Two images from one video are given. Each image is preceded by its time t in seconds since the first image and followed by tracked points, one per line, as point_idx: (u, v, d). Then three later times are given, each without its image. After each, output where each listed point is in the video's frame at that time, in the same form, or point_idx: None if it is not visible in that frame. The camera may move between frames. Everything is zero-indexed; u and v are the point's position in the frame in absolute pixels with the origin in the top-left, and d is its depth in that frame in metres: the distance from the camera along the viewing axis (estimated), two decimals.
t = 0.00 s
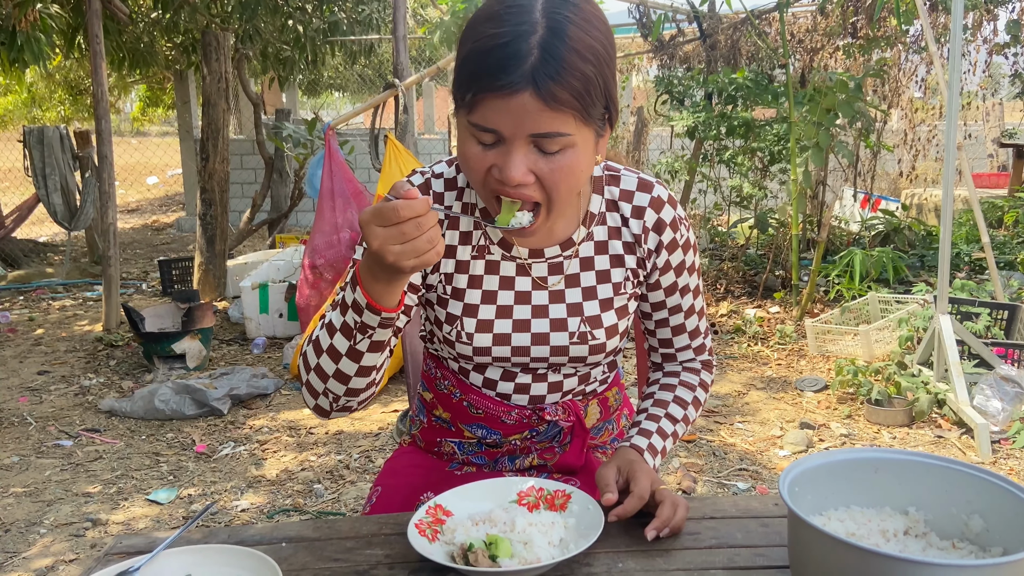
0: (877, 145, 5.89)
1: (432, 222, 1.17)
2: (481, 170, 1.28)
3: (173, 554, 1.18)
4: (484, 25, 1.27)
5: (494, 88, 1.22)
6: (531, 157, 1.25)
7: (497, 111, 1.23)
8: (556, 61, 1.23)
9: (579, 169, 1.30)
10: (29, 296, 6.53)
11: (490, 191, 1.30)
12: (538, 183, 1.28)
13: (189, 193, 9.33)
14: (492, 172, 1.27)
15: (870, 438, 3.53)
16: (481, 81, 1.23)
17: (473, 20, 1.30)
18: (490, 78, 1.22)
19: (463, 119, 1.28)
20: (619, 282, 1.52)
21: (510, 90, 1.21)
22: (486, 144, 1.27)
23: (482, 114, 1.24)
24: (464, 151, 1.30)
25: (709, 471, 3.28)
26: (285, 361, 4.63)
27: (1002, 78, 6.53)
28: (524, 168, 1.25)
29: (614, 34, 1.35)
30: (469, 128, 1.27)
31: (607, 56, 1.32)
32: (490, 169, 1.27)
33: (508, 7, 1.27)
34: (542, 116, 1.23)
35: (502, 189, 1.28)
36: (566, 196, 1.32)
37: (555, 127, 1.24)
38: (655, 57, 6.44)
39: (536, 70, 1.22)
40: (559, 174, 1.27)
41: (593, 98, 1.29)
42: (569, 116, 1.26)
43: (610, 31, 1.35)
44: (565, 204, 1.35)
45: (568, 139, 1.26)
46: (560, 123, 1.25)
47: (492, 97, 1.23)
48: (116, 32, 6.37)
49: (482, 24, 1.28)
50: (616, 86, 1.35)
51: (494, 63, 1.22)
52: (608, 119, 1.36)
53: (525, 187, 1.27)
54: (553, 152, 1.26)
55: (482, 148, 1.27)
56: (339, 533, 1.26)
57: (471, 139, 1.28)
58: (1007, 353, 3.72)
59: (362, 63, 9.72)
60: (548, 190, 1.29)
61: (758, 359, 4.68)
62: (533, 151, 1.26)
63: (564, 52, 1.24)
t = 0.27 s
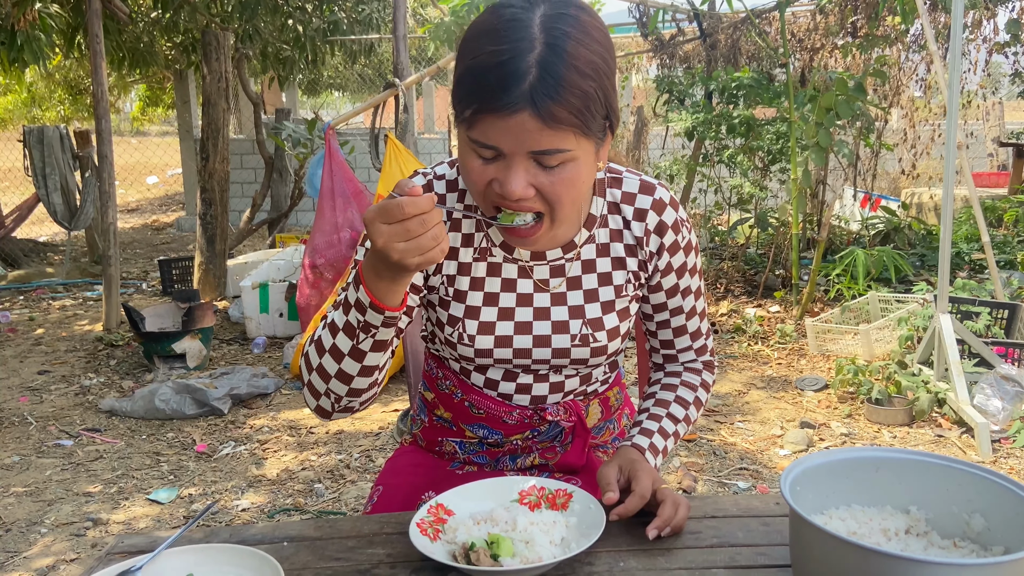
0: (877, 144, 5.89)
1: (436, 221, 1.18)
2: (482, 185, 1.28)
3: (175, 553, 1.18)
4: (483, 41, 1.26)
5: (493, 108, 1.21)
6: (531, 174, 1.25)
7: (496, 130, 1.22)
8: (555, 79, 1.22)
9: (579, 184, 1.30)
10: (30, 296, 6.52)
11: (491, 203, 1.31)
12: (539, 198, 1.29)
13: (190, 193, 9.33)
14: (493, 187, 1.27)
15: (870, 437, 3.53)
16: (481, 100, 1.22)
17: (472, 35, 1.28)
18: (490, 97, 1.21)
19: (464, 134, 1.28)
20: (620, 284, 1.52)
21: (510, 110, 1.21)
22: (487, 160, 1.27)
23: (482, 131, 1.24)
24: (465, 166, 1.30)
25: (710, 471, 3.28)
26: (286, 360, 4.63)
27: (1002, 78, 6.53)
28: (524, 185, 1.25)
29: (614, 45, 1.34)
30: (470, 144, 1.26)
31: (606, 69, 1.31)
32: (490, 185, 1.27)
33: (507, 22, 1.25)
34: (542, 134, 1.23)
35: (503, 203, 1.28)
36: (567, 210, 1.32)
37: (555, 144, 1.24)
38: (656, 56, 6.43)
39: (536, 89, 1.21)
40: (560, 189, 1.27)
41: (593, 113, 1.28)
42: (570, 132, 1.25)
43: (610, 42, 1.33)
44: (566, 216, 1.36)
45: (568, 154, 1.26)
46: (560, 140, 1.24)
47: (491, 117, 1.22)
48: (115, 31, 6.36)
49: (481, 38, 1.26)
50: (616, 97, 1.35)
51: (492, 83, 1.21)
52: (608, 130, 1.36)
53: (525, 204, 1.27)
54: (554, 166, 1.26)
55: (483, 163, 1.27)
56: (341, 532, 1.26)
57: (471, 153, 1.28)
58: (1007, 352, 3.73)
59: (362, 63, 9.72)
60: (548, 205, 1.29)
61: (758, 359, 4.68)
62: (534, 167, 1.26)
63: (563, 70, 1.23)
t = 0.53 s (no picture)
0: (877, 142, 5.89)
1: (435, 239, 1.18)
2: (484, 201, 1.29)
3: (176, 553, 1.18)
4: (473, 61, 1.24)
5: (486, 130, 1.21)
6: (530, 189, 1.26)
7: (491, 151, 1.22)
8: (547, 97, 1.21)
9: (579, 194, 1.30)
10: (29, 295, 6.52)
11: (494, 217, 1.32)
12: (541, 210, 1.29)
13: (189, 193, 9.32)
14: (495, 204, 1.28)
15: (870, 436, 3.54)
16: (474, 122, 1.22)
17: (462, 52, 1.26)
18: (482, 119, 1.21)
19: (462, 152, 1.28)
20: (622, 286, 1.52)
21: (502, 132, 1.20)
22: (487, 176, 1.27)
23: (478, 152, 1.24)
24: (466, 182, 1.30)
25: (710, 469, 3.28)
26: (285, 359, 4.63)
27: (1001, 77, 6.53)
28: (524, 201, 1.26)
29: (606, 48, 1.32)
30: (468, 163, 1.27)
31: (600, 77, 1.29)
32: (491, 202, 1.28)
33: (495, 39, 1.23)
34: (537, 152, 1.22)
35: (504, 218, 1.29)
36: (569, 220, 1.33)
37: (552, 159, 1.24)
38: (656, 55, 6.43)
39: (527, 110, 1.20)
40: (560, 200, 1.28)
41: (588, 124, 1.27)
42: (566, 146, 1.25)
43: (602, 47, 1.30)
44: (568, 224, 1.36)
45: (566, 166, 1.25)
46: (556, 155, 1.24)
47: (486, 139, 1.21)
48: (114, 30, 6.36)
49: (470, 58, 1.25)
50: (612, 100, 1.33)
51: (484, 106, 1.20)
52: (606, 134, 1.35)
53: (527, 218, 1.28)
54: (553, 180, 1.26)
55: (482, 181, 1.27)
56: (342, 532, 1.26)
57: (471, 170, 1.28)
58: (1007, 351, 3.73)
59: (361, 62, 9.72)
60: (550, 217, 1.30)
61: (758, 358, 4.68)
62: (533, 181, 1.26)
63: (554, 86, 1.22)
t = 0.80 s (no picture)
0: (875, 141, 5.89)
1: (426, 259, 1.17)
2: (485, 204, 1.29)
3: (175, 552, 1.18)
4: (468, 65, 1.23)
5: (485, 134, 1.20)
6: (531, 190, 1.26)
7: (490, 155, 1.22)
8: (543, 99, 1.21)
9: (579, 193, 1.30)
10: (28, 295, 6.52)
11: (495, 220, 1.31)
12: (542, 211, 1.29)
13: (188, 192, 9.31)
14: (495, 206, 1.28)
15: (869, 434, 3.54)
16: (472, 126, 1.22)
17: (457, 56, 1.26)
18: (480, 123, 1.20)
19: (461, 156, 1.27)
20: (623, 285, 1.52)
21: (501, 136, 1.20)
22: (487, 179, 1.27)
23: (477, 156, 1.23)
24: (467, 186, 1.30)
25: (709, 468, 3.28)
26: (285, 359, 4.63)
27: (1000, 75, 6.53)
28: (525, 202, 1.26)
29: (601, 46, 1.31)
30: (467, 167, 1.26)
31: (596, 76, 1.28)
32: (493, 204, 1.28)
33: (489, 42, 1.22)
34: (536, 154, 1.22)
35: (505, 220, 1.29)
36: (570, 219, 1.33)
37: (551, 160, 1.23)
38: (654, 54, 6.42)
39: (524, 112, 1.19)
40: (561, 200, 1.28)
41: (586, 124, 1.27)
42: (565, 146, 1.24)
43: (596, 46, 1.30)
44: (569, 224, 1.36)
45: (566, 167, 1.25)
46: (555, 156, 1.23)
47: (484, 143, 1.21)
48: (113, 30, 6.35)
49: (464, 62, 1.24)
50: (608, 98, 1.33)
51: (481, 110, 1.20)
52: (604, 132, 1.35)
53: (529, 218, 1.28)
54: (552, 180, 1.26)
55: (483, 185, 1.27)
56: (342, 531, 1.25)
57: (471, 174, 1.28)
58: (1006, 349, 3.73)
59: (360, 61, 9.72)
60: (552, 216, 1.30)
61: (757, 356, 4.68)
62: (532, 182, 1.26)
63: (550, 87, 1.21)
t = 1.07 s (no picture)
0: (873, 140, 5.90)
1: (418, 271, 1.16)
2: (481, 206, 1.29)
3: (172, 552, 1.18)
4: (463, 67, 1.23)
5: (480, 136, 1.20)
6: (526, 192, 1.26)
7: (485, 157, 1.22)
8: (538, 101, 1.21)
9: (575, 196, 1.30)
10: (26, 295, 6.51)
11: (491, 223, 1.31)
12: (537, 213, 1.29)
13: (186, 192, 9.31)
14: (491, 209, 1.28)
15: (867, 433, 3.54)
16: (467, 128, 1.21)
17: (452, 59, 1.26)
18: (474, 125, 1.20)
19: (457, 159, 1.27)
20: (620, 286, 1.52)
21: (496, 138, 1.19)
22: (482, 182, 1.27)
23: (472, 158, 1.23)
24: (463, 188, 1.30)
25: (708, 467, 3.28)
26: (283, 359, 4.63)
27: (997, 73, 6.54)
28: (521, 204, 1.25)
29: (597, 49, 1.31)
30: (463, 169, 1.26)
31: (591, 79, 1.28)
32: (488, 206, 1.28)
33: (484, 45, 1.22)
34: (531, 157, 1.22)
35: (502, 223, 1.29)
36: (566, 221, 1.32)
37: (547, 162, 1.23)
38: (652, 52, 6.42)
39: (519, 114, 1.19)
40: (556, 203, 1.28)
41: (582, 127, 1.26)
42: (561, 149, 1.24)
43: (592, 49, 1.30)
44: (565, 226, 1.36)
45: (562, 169, 1.25)
46: (550, 159, 1.23)
47: (480, 144, 1.21)
48: (111, 29, 6.35)
49: (459, 65, 1.24)
50: (604, 101, 1.32)
51: (476, 112, 1.20)
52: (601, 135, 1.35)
53: (525, 221, 1.28)
54: (548, 183, 1.26)
55: (479, 187, 1.27)
56: (339, 531, 1.25)
57: (467, 176, 1.28)
58: (1004, 348, 3.74)
59: (358, 60, 9.71)
60: (548, 219, 1.30)
61: (755, 355, 4.68)
62: (528, 184, 1.26)
63: (545, 89, 1.21)
